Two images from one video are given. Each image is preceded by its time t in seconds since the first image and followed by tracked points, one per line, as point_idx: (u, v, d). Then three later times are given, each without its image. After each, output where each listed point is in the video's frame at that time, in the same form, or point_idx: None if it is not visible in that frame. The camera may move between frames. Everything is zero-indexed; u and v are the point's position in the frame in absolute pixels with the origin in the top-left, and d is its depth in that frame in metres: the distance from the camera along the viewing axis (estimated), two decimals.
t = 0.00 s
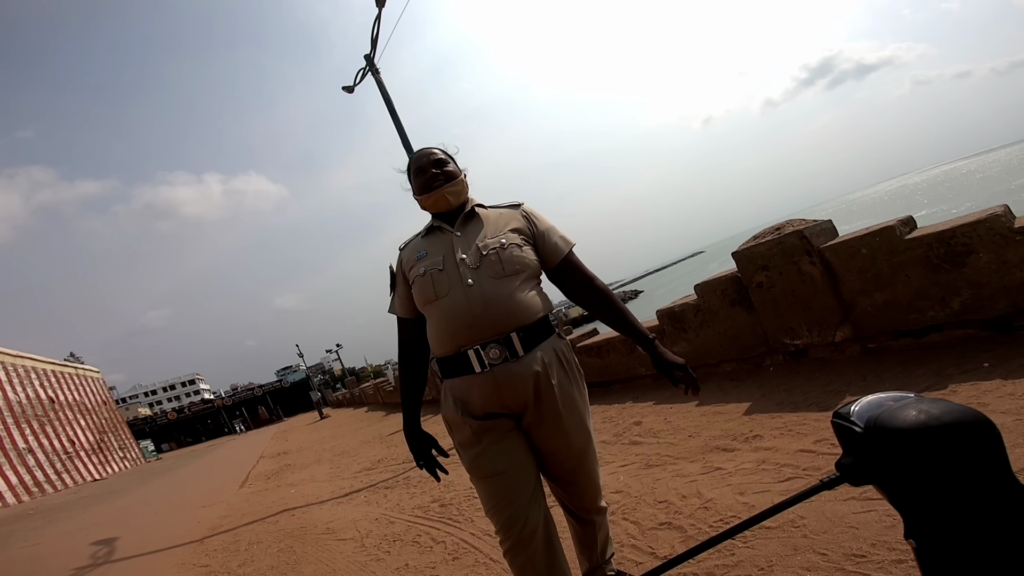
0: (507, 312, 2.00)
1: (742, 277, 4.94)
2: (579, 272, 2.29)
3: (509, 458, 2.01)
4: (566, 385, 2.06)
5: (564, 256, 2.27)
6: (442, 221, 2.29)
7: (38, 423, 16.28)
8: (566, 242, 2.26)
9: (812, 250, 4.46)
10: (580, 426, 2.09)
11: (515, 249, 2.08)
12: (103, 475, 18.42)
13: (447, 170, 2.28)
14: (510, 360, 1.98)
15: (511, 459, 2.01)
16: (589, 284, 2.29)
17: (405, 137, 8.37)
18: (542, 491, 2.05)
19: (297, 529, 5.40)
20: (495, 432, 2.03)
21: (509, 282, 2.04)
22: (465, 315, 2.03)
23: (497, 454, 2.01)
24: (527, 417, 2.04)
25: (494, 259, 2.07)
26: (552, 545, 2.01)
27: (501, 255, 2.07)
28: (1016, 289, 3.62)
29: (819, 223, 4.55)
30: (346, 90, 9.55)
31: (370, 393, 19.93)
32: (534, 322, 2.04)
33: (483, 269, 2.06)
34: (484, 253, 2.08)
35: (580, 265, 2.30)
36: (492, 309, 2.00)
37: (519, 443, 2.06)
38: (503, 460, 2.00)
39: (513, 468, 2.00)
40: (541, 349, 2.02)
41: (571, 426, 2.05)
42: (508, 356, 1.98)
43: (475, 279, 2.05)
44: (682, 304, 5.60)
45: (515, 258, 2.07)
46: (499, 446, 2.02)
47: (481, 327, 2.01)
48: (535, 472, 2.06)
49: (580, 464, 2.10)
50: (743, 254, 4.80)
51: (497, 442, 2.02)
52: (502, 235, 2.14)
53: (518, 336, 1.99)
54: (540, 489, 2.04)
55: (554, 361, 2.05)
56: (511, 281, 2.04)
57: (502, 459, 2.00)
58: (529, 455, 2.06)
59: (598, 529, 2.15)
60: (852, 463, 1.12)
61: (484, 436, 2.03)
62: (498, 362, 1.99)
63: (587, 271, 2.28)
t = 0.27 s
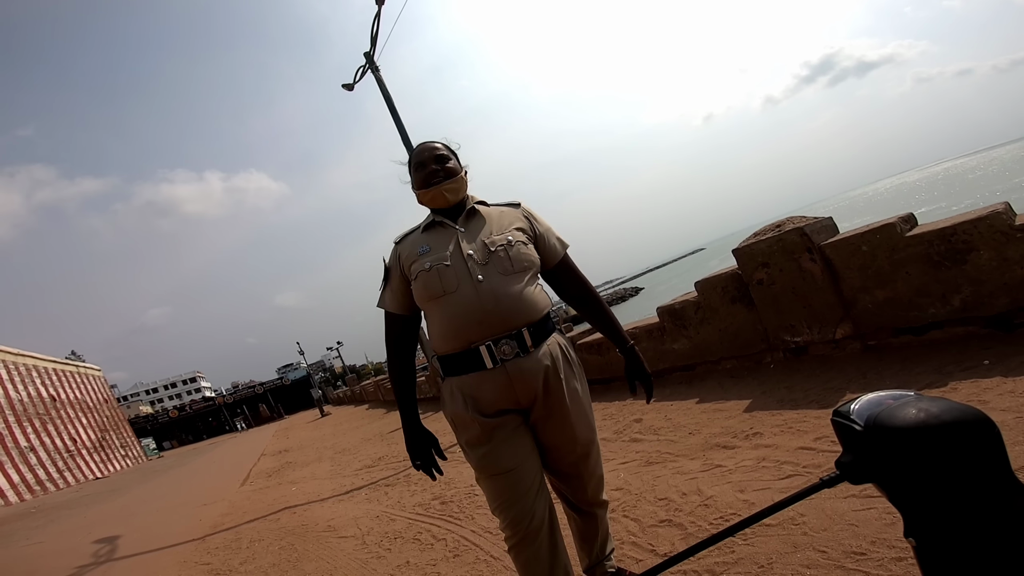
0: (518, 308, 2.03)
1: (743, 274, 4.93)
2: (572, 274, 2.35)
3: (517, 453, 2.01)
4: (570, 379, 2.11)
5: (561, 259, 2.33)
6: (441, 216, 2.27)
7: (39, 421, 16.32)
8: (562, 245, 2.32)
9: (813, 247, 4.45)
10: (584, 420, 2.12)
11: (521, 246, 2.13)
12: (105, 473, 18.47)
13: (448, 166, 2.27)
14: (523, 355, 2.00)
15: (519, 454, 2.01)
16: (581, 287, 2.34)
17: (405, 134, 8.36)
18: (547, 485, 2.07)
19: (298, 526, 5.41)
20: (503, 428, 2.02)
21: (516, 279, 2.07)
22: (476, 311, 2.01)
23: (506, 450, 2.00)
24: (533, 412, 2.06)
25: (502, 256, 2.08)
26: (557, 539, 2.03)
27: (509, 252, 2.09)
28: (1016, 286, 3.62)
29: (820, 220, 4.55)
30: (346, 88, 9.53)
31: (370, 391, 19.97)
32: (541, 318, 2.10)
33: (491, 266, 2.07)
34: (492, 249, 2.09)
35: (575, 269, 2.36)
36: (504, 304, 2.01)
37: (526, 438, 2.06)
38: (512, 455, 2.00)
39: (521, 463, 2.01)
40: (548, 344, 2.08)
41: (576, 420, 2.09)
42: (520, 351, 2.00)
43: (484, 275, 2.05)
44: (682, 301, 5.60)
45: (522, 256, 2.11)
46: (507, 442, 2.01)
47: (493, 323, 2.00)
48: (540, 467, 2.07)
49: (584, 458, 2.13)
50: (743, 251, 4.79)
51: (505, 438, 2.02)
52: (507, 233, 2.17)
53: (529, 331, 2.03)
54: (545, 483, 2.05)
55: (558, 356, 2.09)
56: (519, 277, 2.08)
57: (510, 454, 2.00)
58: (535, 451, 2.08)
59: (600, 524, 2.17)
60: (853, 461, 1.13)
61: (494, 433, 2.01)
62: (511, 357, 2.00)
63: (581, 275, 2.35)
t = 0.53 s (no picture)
0: (520, 309, 2.04)
1: (742, 272, 4.94)
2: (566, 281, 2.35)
3: (520, 452, 2.01)
4: (571, 376, 2.12)
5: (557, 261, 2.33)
6: (442, 215, 2.28)
7: (39, 421, 16.33)
8: (559, 247, 2.32)
9: (812, 245, 4.45)
10: (584, 417, 2.14)
11: (523, 248, 2.15)
12: (105, 473, 18.48)
13: (456, 166, 2.27)
14: (525, 354, 2.01)
15: (521, 452, 2.02)
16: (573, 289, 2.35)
17: (404, 133, 8.36)
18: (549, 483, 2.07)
19: (298, 525, 5.41)
20: (507, 426, 2.02)
21: (518, 280, 2.09)
22: (479, 311, 2.01)
23: (509, 448, 2.00)
24: (535, 409, 2.07)
25: (504, 257, 2.10)
26: (559, 536, 2.04)
27: (511, 253, 2.11)
28: (1015, 284, 3.63)
29: (819, 219, 4.55)
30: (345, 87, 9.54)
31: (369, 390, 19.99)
32: (541, 317, 2.11)
33: (494, 266, 2.08)
34: (494, 250, 2.10)
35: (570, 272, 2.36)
36: (507, 305, 2.02)
37: (528, 436, 2.06)
38: (515, 453, 2.00)
39: (523, 461, 2.01)
40: (549, 344, 2.09)
41: (576, 416, 2.10)
42: (522, 350, 2.01)
43: (487, 276, 2.05)
44: (682, 299, 5.60)
45: (523, 257, 2.13)
46: (510, 440, 2.01)
47: (496, 324, 2.01)
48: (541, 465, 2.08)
49: (583, 454, 2.14)
50: (743, 249, 4.79)
51: (508, 436, 2.01)
52: (508, 234, 2.18)
53: (531, 330, 2.04)
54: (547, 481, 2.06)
55: (560, 354, 2.10)
56: (521, 278, 2.09)
57: (513, 453, 2.00)
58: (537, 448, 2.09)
59: (599, 520, 2.18)
60: (856, 459, 1.13)
61: (498, 431, 2.01)
62: (514, 356, 2.00)
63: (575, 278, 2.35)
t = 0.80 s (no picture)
0: (517, 311, 2.02)
1: (743, 270, 4.92)
2: (565, 277, 2.33)
3: (519, 451, 2.00)
4: (571, 375, 2.11)
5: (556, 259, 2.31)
6: (438, 214, 2.25)
7: (40, 420, 16.33)
8: (557, 244, 2.29)
9: (813, 243, 4.44)
10: (584, 415, 2.12)
11: (518, 249, 2.13)
12: (105, 473, 18.47)
13: (458, 164, 2.25)
14: (524, 356, 1.99)
15: (520, 452, 2.00)
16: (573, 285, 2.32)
17: (403, 132, 8.34)
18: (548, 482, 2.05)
19: (298, 525, 5.40)
20: (506, 425, 2.01)
21: (515, 282, 2.06)
22: (476, 315, 1.99)
23: (508, 447, 1.99)
24: (534, 408, 2.06)
25: (500, 258, 2.08)
26: (558, 535, 2.02)
27: (507, 255, 2.09)
28: (1018, 282, 3.61)
29: (820, 217, 4.53)
30: (344, 85, 9.52)
31: (370, 389, 19.99)
32: (539, 318, 2.10)
33: (490, 269, 2.06)
34: (490, 252, 2.08)
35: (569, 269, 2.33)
36: (504, 308, 2.00)
37: (527, 435, 2.05)
38: (514, 453, 1.99)
39: (522, 460, 1.99)
40: (548, 344, 2.07)
41: (576, 415, 2.09)
42: (520, 351, 1.99)
43: (483, 278, 2.03)
44: (682, 298, 5.58)
45: (519, 258, 2.11)
46: (509, 439, 2.00)
47: (494, 327, 1.99)
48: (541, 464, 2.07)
49: (583, 453, 2.12)
50: (744, 247, 4.77)
51: (508, 435, 2.00)
52: (504, 235, 2.15)
53: (529, 332, 2.03)
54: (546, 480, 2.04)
55: (559, 353, 2.09)
56: (517, 280, 2.07)
57: (512, 453, 1.99)
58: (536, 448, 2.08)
59: (600, 519, 2.16)
60: (853, 463, 1.12)
61: (497, 431, 2.00)
62: (513, 359, 1.98)
63: (575, 274, 2.32)
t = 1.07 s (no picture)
0: (513, 311, 1.99)
1: (745, 266, 4.88)
2: (563, 272, 2.29)
3: (518, 450, 1.97)
4: (570, 372, 2.08)
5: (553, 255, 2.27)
6: (430, 212, 2.22)
7: (42, 419, 16.35)
8: (554, 239, 2.26)
9: (816, 239, 4.40)
10: (584, 413, 2.10)
11: (512, 247, 2.08)
12: (108, 471, 18.50)
13: (450, 160, 2.23)
14: (521, 356, 1.97)
15: (520, 450, 1.98)
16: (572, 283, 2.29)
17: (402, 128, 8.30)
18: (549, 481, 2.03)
19: (298, 523, 5.39)
20: (505, 423, 1.99)
21: (510, 282, 2.03)
22: (471, 317, 1.98)
23: (508, 446, 1.96)
24: (534, 406, 2.03)
25: (494, 258, 2.04)
26: (559, 534, 2.00)
27: (500, 255, 2.05)
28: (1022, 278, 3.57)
29: (822, 212, 4.50)
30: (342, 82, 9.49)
31: (371, 386, 19.99)
32: (536, 316, 2.06)
33: (483, 269, 2.03)
34: (483, 252, 2.05)
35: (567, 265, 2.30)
36: (499, 309, 1.98)
37: (527, 434, 2.02)
38: (513, 452, 1.96)
39: (522, 459, 1.97)
40: (546, 343, 2.04)
41: (575, 413, 2.06)
42: (518, 352, 1.96)
43: (476, 279, 2.01)
44: (683, 294, 5.55)
45: (513, 257, 2.07)
46: (508, 438, 1.97)
47: (488, 328, 1.97)
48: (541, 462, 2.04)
49: (583, 451, 2.10)
50: (745, 243, 4.74)
51: (507, 433, 1.98)
52: (497, 233, 2.11)
53: (525, 331, 1.99)
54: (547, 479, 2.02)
55: (557, 350, 2.06)
56: (512, 280, 2.04)
57: (512, 452, 1.96)
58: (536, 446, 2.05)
59: (601, 517, 2.14)
60: (853, 469, 1.09)
61: (496, 431, 1.98)
62: (510, 359, 1.96)
63: (573, 271, 2.29)
